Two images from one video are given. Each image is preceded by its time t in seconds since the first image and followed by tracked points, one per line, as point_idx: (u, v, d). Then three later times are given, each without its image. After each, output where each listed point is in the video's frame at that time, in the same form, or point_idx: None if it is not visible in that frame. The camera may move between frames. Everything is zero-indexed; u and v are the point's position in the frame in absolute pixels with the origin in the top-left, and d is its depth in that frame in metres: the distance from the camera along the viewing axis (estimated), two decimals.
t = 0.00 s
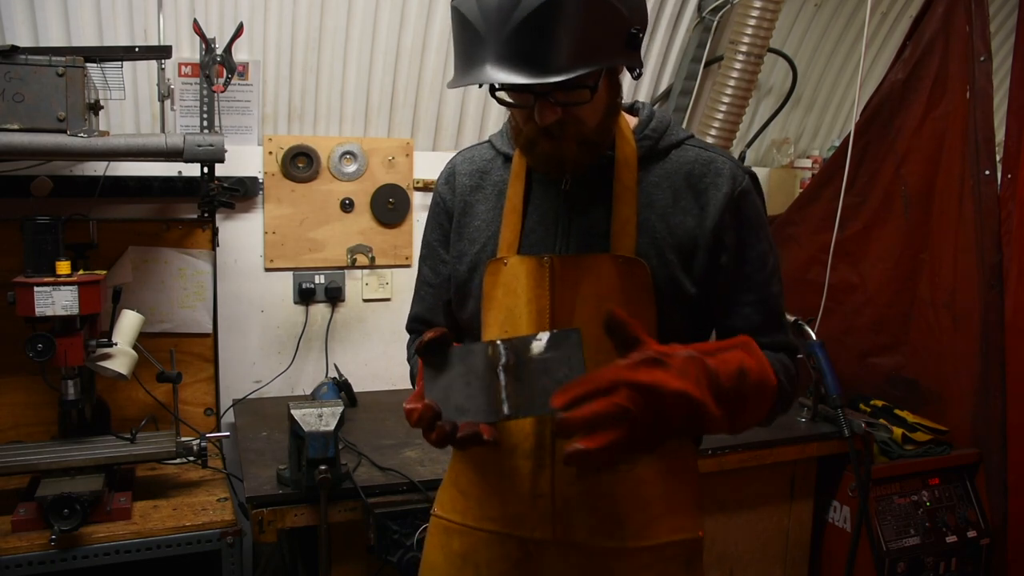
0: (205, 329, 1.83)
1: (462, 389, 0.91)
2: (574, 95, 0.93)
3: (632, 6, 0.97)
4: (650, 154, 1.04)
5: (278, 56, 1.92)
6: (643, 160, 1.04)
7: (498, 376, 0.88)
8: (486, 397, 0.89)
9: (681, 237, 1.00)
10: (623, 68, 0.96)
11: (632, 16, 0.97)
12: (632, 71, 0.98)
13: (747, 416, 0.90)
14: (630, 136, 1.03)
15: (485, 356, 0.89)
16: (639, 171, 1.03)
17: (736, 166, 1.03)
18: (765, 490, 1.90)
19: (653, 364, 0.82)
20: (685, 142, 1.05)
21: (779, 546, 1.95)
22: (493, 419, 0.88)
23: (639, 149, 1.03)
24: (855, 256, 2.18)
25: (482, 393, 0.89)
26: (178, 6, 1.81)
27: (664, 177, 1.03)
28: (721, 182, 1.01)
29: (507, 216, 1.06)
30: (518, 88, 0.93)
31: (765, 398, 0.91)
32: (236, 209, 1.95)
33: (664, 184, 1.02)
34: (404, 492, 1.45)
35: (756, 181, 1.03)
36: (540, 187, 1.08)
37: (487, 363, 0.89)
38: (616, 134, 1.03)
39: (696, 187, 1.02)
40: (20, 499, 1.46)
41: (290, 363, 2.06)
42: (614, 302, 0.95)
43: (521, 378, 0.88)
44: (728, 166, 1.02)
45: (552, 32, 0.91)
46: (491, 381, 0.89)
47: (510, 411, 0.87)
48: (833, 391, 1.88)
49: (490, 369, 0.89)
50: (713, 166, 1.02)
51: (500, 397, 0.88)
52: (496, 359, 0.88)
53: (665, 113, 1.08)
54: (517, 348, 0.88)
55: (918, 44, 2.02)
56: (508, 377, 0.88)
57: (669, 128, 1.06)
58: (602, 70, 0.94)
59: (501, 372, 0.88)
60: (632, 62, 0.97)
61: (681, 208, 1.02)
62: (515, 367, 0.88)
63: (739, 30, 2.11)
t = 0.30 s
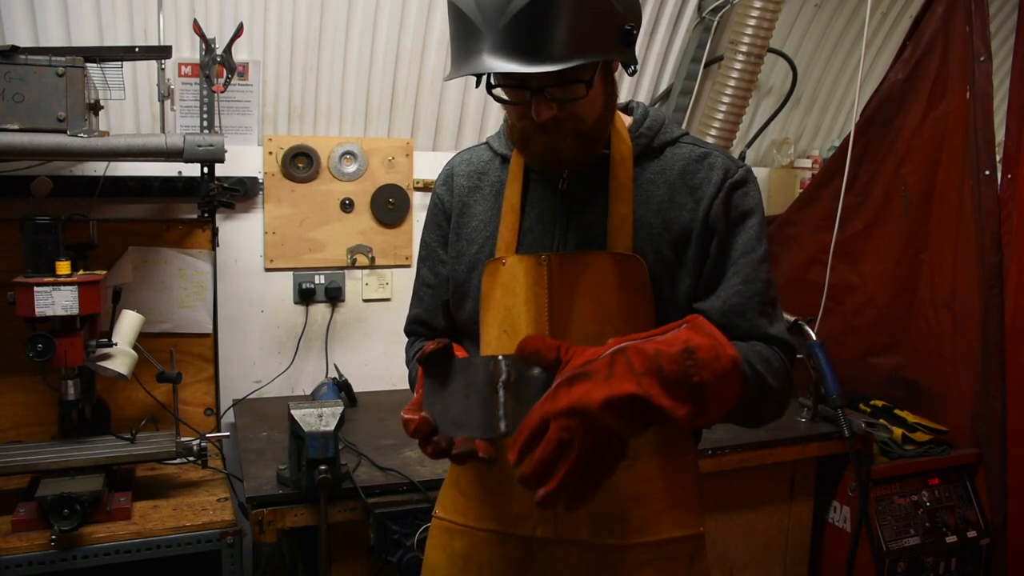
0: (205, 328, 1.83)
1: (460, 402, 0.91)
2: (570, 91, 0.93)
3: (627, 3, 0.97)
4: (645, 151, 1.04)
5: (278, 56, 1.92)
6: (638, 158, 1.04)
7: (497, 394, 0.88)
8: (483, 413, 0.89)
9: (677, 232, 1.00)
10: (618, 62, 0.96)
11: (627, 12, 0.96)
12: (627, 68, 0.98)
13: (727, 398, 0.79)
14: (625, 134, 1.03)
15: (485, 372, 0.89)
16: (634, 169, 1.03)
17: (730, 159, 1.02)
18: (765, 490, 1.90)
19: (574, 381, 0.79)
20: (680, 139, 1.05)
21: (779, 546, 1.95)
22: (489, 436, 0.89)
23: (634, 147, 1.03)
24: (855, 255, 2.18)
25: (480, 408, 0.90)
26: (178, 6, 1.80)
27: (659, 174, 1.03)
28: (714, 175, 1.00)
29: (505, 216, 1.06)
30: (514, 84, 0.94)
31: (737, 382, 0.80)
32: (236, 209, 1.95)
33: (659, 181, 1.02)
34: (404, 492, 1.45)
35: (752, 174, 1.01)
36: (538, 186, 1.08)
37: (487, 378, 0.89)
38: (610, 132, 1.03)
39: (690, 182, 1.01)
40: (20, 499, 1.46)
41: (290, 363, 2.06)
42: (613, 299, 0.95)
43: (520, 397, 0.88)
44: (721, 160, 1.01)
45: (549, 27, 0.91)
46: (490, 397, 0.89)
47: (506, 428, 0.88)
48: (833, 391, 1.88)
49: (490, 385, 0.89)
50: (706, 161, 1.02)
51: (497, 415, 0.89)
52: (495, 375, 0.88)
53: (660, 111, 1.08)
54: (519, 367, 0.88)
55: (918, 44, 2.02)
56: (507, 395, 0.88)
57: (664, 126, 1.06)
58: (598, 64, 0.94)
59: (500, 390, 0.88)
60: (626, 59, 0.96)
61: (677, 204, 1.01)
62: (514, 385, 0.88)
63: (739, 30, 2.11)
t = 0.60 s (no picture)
0: (205, 329, 1.83)
1: (470, 411, 0.89)
2: (566, 87, 0.94)
3: None
4: (644, 151, 1.04)
5: (278, 56, 1.92)
6: (637, 157, 1.04)
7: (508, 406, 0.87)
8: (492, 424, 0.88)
9: (677, 230, 1.01)
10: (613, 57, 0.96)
11: (619, 7, 0.96)
12: (623, 63, 0.98)
13: (716, 383, 0.76)
14: (624, 133, 1.03)
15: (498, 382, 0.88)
16: (633, 168, 1.04)
17: (729, 158, 1.02)
18: (765, 490, 1.90)
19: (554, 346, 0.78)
20: (679, 139, 1.05)
21: (779, 546, 1.95)
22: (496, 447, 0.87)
23: (633, 146, 1.04)
24: (855, 255, 2.18)
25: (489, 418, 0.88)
26: (178, 6, 1.80)
27: (658, 172, 1.03)
28: (714, 174, 1.00)
29: (506, 215, 1.06)
30: (511, 82, 0.94)
31: (733, 364, 0.75)
32: (236, 210, 1.95)
33: (658, 179, 1.02)
34: (404, 492, 1.45)
35: (753, 171, 1.01)
36: (538, 185, 1.08)
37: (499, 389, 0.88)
38: (609, 131, 1.04)
39: (689, 181, 1.02)
40: (20, 499, 1.46)
41: (290, 363, 2.06)
42: (614, 297, 0.95)
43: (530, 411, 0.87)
44: (720, 159, 1.02)
45: (542, 23, 0.91)
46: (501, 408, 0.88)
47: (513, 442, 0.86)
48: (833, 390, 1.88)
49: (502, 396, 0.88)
50: (706, 160, 1.02)
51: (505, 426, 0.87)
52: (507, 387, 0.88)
53: (659, 111, 1.08)
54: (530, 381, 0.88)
55: (918, 44, 2.02)
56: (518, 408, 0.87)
57: (663, 126, 1.06)
58: (592, 58, 0.94)
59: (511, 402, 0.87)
60: (622, 56, 0.96)
61: (677, 202, 1.01)
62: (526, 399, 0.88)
63: (739, 30, 2.11)
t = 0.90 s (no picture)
0: (205, 329, 1.83)
1: (469, 397, 0.90)
2: (564, 89, 0.94)
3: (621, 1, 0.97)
4: (647, 152, 1.04)
5: (278, 56, 1.92)
6: (640, 158, 1.04)
7: (506, 392, 0.87)
8: (491, 410, 0.88)
9: (680, 233, 1.01)
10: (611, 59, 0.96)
11: (618, 8, 0.96)
12: (622, 65, 0.98)
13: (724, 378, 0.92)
14: (627, 133, 1.03)
15: (496, 369, 0.88)
16: (636, 169, 1.03)
17: (732, 165, 1.03)
18: (765, 490, 1.90)
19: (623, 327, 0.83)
20: (682, 141, 1.05)
21: (779, 546, 1.95)
22: (494, 433, 0.87)
23: (637, 147, 1.03)
24: (855, 255, 2.18)
25: (487, 404, 0.88)
26: (178, 6, 1.80)
27: (661, 175, 1.03)
28: (718, 180, 1.01)
29: (506, 215, 1.06)
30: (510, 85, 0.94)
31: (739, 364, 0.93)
32: (236, 209, 1.95)
33: (661, 181, 1.03)
34: (404, 492, 1.45)
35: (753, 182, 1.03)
36: (539, 185, 1.08)
37: (497, 376, 0.88)
38: (612, 132, 1.03)
39: (692, 185, 1.02)
40: (20, 499, 1.46)
41: (290, 363, 2.06)
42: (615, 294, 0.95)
43: (529, 398, 0.86)
44: (724, 166, 1.02)
45: (541, 26, 0.90)
46: (500, 394, 0.87)
47: (512, 428, 0.86)
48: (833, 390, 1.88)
49: (500, 382, 0.88)
50: (709, 165, 1.03)
51: (504, 413, 0.87)
52: (506, 374, 0.87)
53: (662, 113, 1.08)
54: (530, 370, 0.86)
55: (918, 44, 2.02)
56: (516, 395, 0.86)
57: (666, 128, 1.06)
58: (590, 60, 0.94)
59: (510, 388, 0.87)
60: (621, 56, 0.96)
61: (680, 206, 1.02)
62: (525, 386, 0.87)
63: (739, 30, 2.11)
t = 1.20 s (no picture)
0: (205, 329, 1.83)
1: (478, 399, 0.90)
2: (577, 89, 0.94)
3: (631, 3, 0.97)
4: (650, 153, 1.04)
5: (278, 56, 1.92)
6: (642, 159, 1.04)
7: (516, 393, 0.87)
8: (501, 413, 0.88)
9: (682, 234, 1.01)
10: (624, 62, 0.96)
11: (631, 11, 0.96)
12: (632, 66, 0.98)
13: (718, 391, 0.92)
14: (630, 135, 1.03)
15: (506, 371, 0.88)
16: (640, 171, 1.03)
17: (734, 166, 1.03)
18: (765, 490, 1.90)
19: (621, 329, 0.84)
20: (684, 142, 1.05)
21: (779, 545, 1.95)
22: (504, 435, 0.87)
23: (639, 149, 1.03)
24: (855, 255, 2.18)
25: (497, 405, 0.89)
26: (178, 6, 1.80)
27: (664, 176, 1.03)
28: (719, 182, 1.01)
29: (510, 215, 1.06)
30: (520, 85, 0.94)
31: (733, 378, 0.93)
32: (236, 209, 1.95)
33: (663, 183, 1.03)
34: (404, 492, 1.45)
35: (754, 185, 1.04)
36: (541, 185, 1.08)
37: (507, 378, 0.87)
38: (615, 134, 1.03)
39: (695, 186, 1.02)
40: (20, 499, 1.46)
41: (290, 363, 2.06)
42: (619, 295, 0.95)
43: (539, 399, 0.86)
44: (726, 167, 1.02)
45: (558, 28, 0.91)
46: (509, 396, 0.87)
47: (522, 429, 0.87)
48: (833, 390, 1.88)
49: (510, 384, 0.88)
50: (711, 167, 1.02)
51: (514, 414, 0.87)
52: (516, 376, 0.87)
53: (664, 115, 1.08)
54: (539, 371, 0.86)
55: (918, 44, 2.02)
56: (526, 396, 0.86)
57: (668, 129, 1.06)
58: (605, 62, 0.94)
59: (520, 390, 0.87)
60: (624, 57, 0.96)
61: (682, 207, 1.02)
62: (535, 388, 0.87)
63: (739, 30, 2.11)
